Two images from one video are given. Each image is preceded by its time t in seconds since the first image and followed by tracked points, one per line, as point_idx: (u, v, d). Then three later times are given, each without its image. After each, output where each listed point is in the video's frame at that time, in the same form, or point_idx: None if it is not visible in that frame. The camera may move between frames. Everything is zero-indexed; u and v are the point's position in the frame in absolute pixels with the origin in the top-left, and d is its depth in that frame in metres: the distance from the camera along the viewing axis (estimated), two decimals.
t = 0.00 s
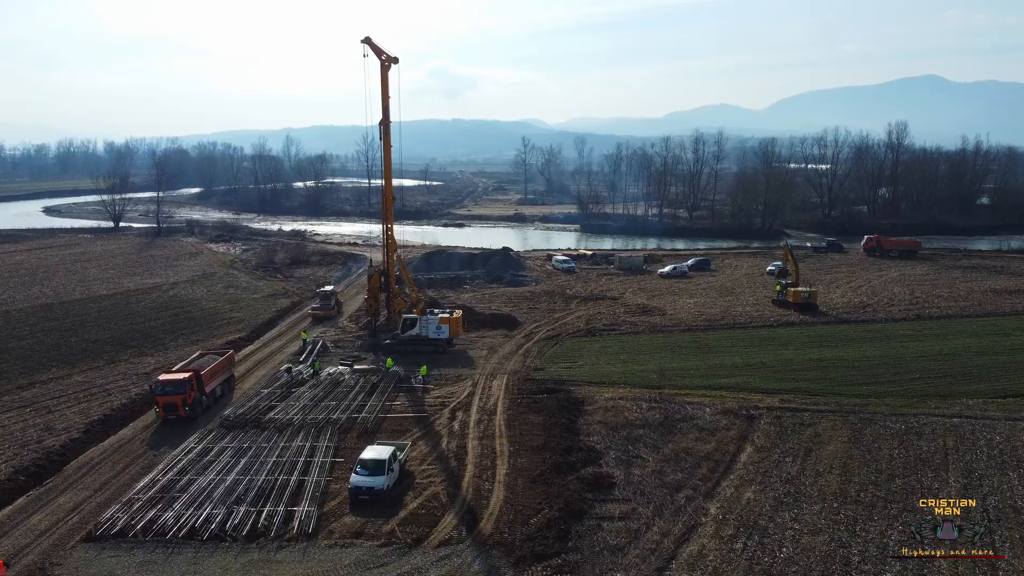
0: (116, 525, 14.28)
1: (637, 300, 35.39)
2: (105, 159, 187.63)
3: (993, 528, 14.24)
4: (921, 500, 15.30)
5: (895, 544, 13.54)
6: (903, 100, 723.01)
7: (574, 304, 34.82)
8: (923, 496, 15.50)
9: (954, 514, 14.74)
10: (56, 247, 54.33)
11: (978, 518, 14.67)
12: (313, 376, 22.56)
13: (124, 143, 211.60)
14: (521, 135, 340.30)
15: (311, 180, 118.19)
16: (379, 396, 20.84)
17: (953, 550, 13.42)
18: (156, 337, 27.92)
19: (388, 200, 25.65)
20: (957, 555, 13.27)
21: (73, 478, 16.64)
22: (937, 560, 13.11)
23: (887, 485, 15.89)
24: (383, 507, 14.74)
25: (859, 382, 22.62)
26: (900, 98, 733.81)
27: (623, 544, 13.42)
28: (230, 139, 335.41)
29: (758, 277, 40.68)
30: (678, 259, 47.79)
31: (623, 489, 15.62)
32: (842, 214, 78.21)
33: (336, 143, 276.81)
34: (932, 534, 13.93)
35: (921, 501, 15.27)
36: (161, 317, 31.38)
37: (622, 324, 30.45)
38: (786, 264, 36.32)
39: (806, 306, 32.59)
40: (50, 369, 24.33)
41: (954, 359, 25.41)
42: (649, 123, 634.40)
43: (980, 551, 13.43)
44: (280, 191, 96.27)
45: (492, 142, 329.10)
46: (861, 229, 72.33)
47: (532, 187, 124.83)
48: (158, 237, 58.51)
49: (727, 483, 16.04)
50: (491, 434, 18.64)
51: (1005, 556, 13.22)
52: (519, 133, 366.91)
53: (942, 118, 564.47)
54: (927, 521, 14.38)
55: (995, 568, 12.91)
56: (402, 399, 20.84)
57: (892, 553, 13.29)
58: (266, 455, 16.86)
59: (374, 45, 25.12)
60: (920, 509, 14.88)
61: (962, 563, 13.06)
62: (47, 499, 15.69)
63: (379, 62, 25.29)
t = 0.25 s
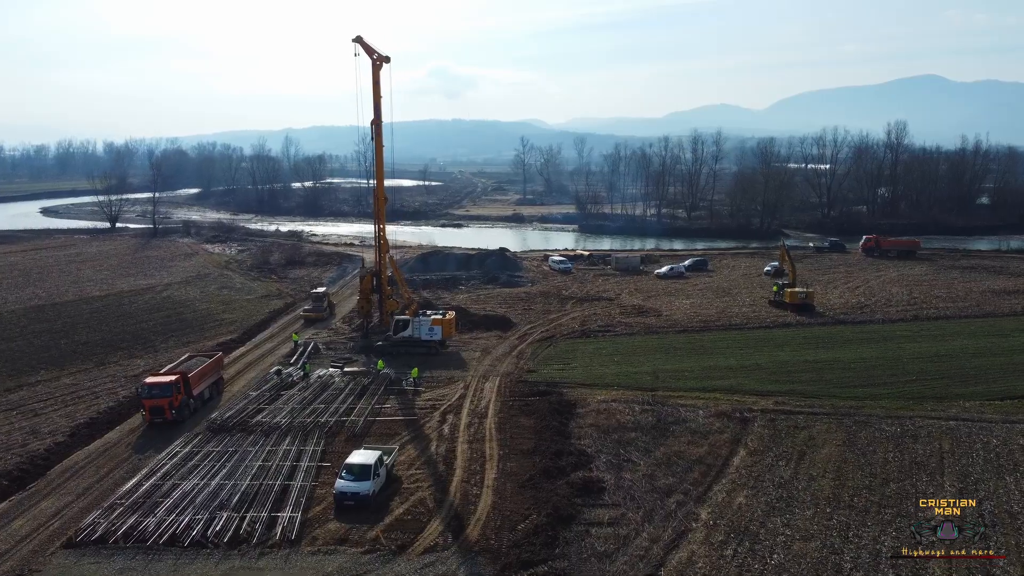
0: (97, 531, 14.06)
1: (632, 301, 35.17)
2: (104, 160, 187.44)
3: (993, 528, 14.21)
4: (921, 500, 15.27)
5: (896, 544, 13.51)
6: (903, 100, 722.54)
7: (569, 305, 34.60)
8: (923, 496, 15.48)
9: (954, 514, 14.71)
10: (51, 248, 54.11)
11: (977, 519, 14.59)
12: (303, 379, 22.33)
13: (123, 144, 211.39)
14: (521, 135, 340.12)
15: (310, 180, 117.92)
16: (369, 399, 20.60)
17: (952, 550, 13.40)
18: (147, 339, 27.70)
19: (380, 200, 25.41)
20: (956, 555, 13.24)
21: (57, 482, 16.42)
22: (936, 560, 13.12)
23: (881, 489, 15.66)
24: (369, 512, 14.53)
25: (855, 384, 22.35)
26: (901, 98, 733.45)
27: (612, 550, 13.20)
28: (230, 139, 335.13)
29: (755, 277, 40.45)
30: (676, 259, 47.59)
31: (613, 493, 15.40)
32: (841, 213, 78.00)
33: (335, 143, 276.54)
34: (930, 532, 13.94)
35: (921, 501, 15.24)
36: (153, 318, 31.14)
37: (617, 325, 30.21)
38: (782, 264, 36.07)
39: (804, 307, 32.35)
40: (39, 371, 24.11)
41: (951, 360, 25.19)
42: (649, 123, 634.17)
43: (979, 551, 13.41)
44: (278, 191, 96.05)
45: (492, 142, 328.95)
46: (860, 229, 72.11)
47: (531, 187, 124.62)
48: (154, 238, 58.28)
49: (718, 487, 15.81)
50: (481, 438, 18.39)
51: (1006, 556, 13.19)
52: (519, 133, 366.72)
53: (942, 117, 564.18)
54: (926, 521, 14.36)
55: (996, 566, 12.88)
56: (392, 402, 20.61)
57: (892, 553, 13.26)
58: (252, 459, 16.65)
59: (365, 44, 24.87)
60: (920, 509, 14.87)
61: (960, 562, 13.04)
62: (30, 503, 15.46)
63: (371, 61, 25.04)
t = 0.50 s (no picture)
0: (77, 536, 13.88)
1: (628, 302, 34.95)
2: (103, 160, 187.40)
3: (992, 528, 14.18)
4: (921, 501, 15.24)
5: (895, 544, 13.51)
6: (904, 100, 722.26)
7: (564, 306, 34.38)
8: (922, 495, 15.46)
9: (953, 514, 14.69)
10: (46, 248, 53.95)
11: (977, 519, 14.57)
12: (291, 381, 22.12)
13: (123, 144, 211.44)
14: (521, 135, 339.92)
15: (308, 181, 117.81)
16: (357, 401, 20.40)
17: (951, 550, 13.39)
18: (137, 341, 27.51)
19: (371, 201, 25.18)
20: (955, 555, 13.24)
21: (39, 486, 16.23)
22: (940, 560, 13.11)
23: (873, 494, 15.44)
24: (353, 517, 14.35)
25: (850, 386, 22.14)
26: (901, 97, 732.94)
27: (598, 557, 12.98)
28: (230, 140, 335.14)
29: (752, 278, 40.22)
30: (672, 259, 47.37)
31: (601, 498, 15.19)
32: (839, 213, 77.80)
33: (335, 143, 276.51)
34: (931, 534, 13.89)
35: (921, 502, 15.21)
36: (144, 320, 30.94)
37: (611, 327, 29.98)
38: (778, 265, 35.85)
39: (799, 308, 32.13)
40: (27, 373, 23.92)
41: (947, 361, 24.97)
42: (649, 123, 633.95)
43: (980, 551, 13.39)
44: (276, 192, 95.89)
45: (492, 142, 328.88)
46: (859, 229, 71.89)
47: (530, 188, 124.45)
48: (150, 239, 58.13)
49: (708, 492, 15.60)
50: (470, 441, 18.15)
51: (1006, 556, 13.18)
52: (519, 134, 366.60)
53: (942, 118, 564.06)
54: (927, 522, 14.34)
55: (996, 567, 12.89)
56: (381, 405, 20.39)
57: (891, 552, 13.27)
58: (236, 463, 16.46)
59: (356, 43, 24.66)
60: (919, 509, 14.85)
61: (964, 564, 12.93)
62: (11, 508, 15.27)
63: (361, 60, 24.83)
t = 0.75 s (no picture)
0: (55, 540, 13.69)
1: (622, 303, 34.77)
2: (103, 161, 187.47)
3: (992, 528, 14.13)
4: (921, 501, 15.22)
5: (895, 544, 13.49)
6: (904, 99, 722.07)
7: (558, 306, 34.19)
8: (922, 495, 15.44)
9: (954, 514, 14.66)
10: (41, 249, 53.81)
11: (977, 518, 14.55)
12: (279, 383, 21.92)
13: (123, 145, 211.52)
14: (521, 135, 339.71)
15: (307, 181, 117.65)
16: (345, 404, 20.20)
17: (952, 551, 13.36)
18: (127, 342, 27.33)
19: (362, 201, 25.00)
20: (957, 555, 13.22)
21: (20, 489, 16.04)
22: (939, 559, 13.07)
23: (863, 498, 15.24)
24: (335, 522, 14.17)
25: (843, 387, 21.95)
26: (901, 97, 732.42)
27: (582, 562, 12.79)
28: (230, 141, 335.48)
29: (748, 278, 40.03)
30: (668, 259, 47.17)
31: (588, 501, 14.99)
32: (838, 213, 77.59)
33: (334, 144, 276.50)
34: (931, 533, 13.89)
35: (921, 501, 15.19)
36: (135, 321, 30.76)
37: (605, 328, 29.79)
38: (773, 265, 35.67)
39: (794, 308, 31.93)
40: (14, 375, 23.73)
41: (942, 362, 24.79)
42: (649, 122, 633.67)
43: (981, 551, 13.37)
44: (273, 192, 95.78)
45: (492, 142, 328.68)
46: (857, 229, 71.70)
47: (528, 188, 124.24)
48: (145, 239, 57.95)
49: (696, 495, 15.40)
50: (457, 444, 17.92)
51: (1006, 557, 13.15)
52: (519, 134, 366.53)
53: (942, 117, 563.89)
54: (927, 521, 14.32)
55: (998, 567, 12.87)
56: (369, 407, 20.19)
57: (891, 553, 13.23)
58: (219, 467, 16.27)
59: (346, 42, 24.51)
60: (919, 509, 14.83)
61: (972, 562, 13.00)
62: None
63: (351, 59, 24.67)
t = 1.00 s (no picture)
0: (32, 544, 13.55)
1: (616, 303, 34.63)
2: (102, 161, 187.40)
3: (992, 528, 14.10)
4: (921, 501, 15.18)
5: (896, 544, 13.47)
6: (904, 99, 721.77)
7: (551, 307, 34.05)
8: (922, 496, 15.40)
9: (953, 514, 14.60)
10: (36, 250, 53.69)
11: (978, 518, 14.51)
12: (266, 385, 21.74)
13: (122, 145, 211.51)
14: (520, 135, 339.48)
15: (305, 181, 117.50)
16: (331, 406, 20.03)
17: (953, 551, 13.33)
18: (116, 344, 27.15)
19: (351, 201, 24.82)
20: (958, 555, 13.20)
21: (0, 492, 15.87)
22: (939, 559, 13.05)
23: (852, 501, 15.04)
24: (316, 527, 14.02)
25: (835, 388, 21.77)
26: (901, 96, 731.86)
27: (565, 566, 12.62)
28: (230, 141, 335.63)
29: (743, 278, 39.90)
30: (664, 259, 47.02)
31: (573, 505, 14.81)
32: (836, 212, 77.42)
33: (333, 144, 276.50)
34: (931, 533, 13.85)
35: (921, 501, 15.15)
36: (125, 322, 30.58)
37: (597, 328, 29.64)
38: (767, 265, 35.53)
39: (788, 309, 31.78)
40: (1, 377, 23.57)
41: (935, 362, 24.64)
42: (649, 122, 633.32)
43: (982, 551, 13.35)
44: (271, 192, 95.66)
45: (491, 142, 328.48)
46: (855, 228, 71.55)
47: (527, 188, 124.03)
48: (141, 240, 57.79)
49: (682, 499, 15.22)
50: (443, 446, 17.73)
51: (1007, 556, 13.13)
52: (518, 134, 366.37)
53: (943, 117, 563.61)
54: (926, 521, 14.28)
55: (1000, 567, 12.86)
56: (356, 408, 20.04)
57: (892, 553, 13.21)
58: (201, 470, 16.10)
59: (334, 41, 24.36)
60: (918, 510, 14.78)
61: (964, 562, 13.00)
62: None
63: (339, 59, 24.51)
